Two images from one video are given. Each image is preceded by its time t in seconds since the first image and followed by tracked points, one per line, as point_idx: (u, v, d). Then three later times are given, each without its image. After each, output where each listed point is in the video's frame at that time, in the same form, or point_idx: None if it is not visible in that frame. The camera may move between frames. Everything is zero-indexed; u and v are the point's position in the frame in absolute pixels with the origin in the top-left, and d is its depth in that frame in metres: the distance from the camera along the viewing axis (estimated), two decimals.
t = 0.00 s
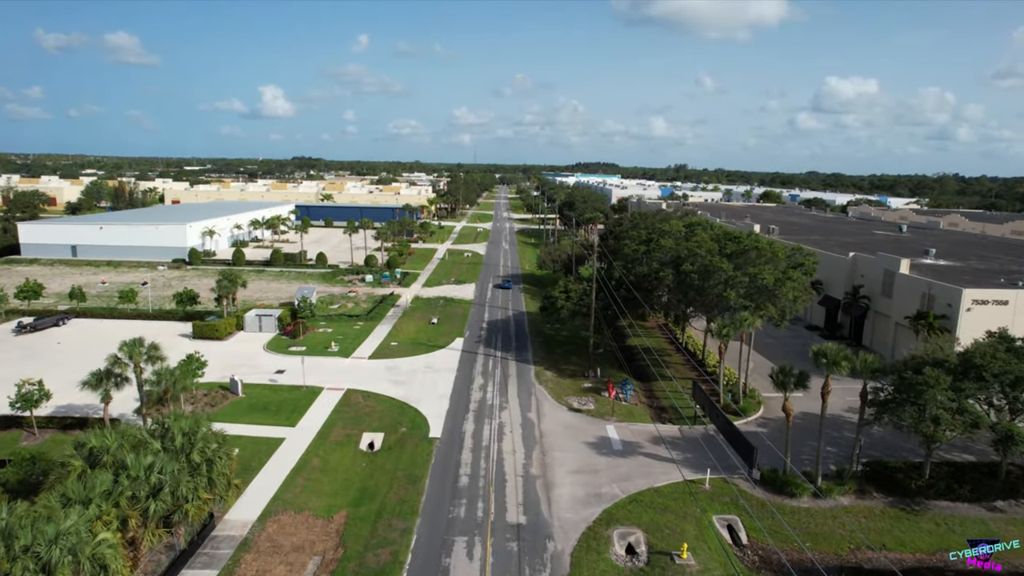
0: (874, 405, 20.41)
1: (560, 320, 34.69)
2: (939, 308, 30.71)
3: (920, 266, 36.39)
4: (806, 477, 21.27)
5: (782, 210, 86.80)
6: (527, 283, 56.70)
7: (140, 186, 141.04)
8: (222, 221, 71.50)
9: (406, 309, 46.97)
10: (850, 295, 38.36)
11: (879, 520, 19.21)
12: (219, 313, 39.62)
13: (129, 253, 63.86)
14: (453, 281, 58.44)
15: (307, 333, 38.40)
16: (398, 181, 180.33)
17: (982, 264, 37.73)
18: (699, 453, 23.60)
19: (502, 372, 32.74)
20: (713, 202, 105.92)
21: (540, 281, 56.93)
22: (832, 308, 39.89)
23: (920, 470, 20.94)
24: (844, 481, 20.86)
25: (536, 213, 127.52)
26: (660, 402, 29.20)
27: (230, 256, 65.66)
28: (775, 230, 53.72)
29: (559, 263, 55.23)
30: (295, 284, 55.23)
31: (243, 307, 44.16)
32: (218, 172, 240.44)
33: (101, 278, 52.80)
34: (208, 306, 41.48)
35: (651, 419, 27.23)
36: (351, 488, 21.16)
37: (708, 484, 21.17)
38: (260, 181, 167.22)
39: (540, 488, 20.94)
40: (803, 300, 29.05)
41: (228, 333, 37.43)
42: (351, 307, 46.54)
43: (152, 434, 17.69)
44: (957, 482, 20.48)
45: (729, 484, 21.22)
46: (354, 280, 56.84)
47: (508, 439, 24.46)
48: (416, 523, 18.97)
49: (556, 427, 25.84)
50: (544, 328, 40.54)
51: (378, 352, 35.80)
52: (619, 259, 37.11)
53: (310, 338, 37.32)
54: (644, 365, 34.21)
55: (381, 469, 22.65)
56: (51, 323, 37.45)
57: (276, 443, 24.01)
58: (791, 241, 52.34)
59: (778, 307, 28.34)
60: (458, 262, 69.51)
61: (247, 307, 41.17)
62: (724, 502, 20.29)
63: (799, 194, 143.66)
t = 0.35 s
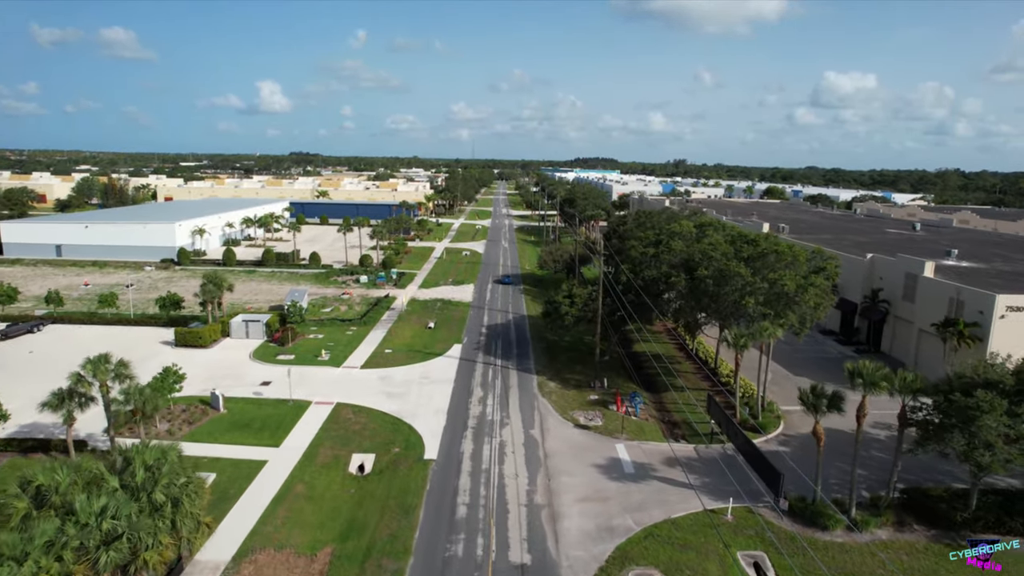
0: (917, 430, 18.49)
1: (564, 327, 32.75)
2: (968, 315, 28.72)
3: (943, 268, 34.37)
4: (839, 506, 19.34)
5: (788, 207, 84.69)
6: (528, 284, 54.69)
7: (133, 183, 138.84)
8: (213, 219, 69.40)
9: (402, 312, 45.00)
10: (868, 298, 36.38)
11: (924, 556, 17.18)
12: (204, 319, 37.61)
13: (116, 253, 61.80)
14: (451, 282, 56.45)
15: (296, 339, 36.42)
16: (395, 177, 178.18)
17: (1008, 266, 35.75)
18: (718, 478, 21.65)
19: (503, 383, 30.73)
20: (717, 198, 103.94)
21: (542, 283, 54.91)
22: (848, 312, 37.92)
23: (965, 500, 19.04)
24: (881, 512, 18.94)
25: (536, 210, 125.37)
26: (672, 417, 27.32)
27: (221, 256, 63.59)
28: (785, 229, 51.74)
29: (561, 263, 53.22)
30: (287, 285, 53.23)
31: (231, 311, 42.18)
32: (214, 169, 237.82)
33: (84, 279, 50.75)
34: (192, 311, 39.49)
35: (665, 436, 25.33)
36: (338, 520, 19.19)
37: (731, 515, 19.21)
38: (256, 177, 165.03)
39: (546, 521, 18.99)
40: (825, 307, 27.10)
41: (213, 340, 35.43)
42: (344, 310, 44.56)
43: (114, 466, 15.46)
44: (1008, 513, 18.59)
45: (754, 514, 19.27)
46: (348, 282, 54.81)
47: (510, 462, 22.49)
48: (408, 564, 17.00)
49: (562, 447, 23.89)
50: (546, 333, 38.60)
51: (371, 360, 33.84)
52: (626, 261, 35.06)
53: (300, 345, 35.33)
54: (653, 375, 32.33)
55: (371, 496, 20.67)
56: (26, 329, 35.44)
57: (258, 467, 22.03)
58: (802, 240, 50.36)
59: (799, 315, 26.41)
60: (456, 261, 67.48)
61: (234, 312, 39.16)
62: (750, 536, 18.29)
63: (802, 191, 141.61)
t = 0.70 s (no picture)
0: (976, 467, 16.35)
1: (570, 339, 30.53)
2: (1007, 327, 26.59)
3: (973, 275, 32.26)
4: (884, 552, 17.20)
5: (795, 207, 82.53)
6: (528, 289, 52.47)
7: (124, 182, 136.20)
8: (202, 220, 67.02)
9: (396, 320, 42.78)
10: (891, 307, 34.27)
11: None
12: (185, 329, 35.36)
13: (101, 256, 59.46)
14: (449, 287, 54.20)
15: (283, 351, 34.20)
16: (392, 176, 175.88)
17: None
18: (744, 513, 19.53)
19: (504, 401, 28.54)
20: (720, 198, 101.87)
21: (543, 288, 52.64)
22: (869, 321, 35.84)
23: None
24: (933, 558, 16.80)
25: (535, 210, 123.16)
26: (688, 440, 25.25)
27: (209, 259, 61.29)
28: (797, 231, 49.53)
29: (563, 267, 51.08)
30: (277, 290, 51.02)
31: (216, 319, 39.91)
32: (209, 168, 235.15)
33: (63, 285, 48.43)
34: (174, 319, 37.19)
35: (682, 463, 23.24)
36: (319, 568, 16.99)
37: (763, 561, 17.05)
38: (251, 176, 162.68)
39: (555, 569, 16.82)
40: (855, 321, 24.98)
41: (194, 352, 33.18)
42: (336, 318, 42.32)
43: (52, 518, 13.14)
44: None
45: (789, 559, 17.13)
46: (341, 286, 52.56)
47: (514, 496, 20.34)
48: None
49: (570, 477, 21.73)
50: (549, 344, 36.47)
51: (362, 374, 31.64)
52: (635, 268, 32.89)
53: (287, 358, 33.12)
54: (665, 393, 30.28)
55: (358, 536, 18.46)
56: None
57: (233, 502, 19.82)
58: (815, 242, 48.19)
59: (826, 330, 24.31)
60: (453, 264, 65.24)
61: (218, 321, 36.94)
62: None
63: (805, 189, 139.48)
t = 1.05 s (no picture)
0: None
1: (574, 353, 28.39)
2: None
3: (1003, 283, 30.27)
4: None
5: (800, 208, 80.65)
6: (528, 294, 50.42)
7: (117, 183, 134.07)
8: (191, 222, 64.91)
9: (391, 328, 40.74)
10: (914, 316, 32.29)
11: None
12: (165, 341, 33.25)
13: (85, 260, 57.36)
14: (446, 292, 52.15)
15: (269, 365, 32.14)
16: (390, 176, 173.84)
17: None
18: (773, 556, 17.52)
19: (504, 421, 26.44)
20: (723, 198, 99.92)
21: (545, 294, 50.58)
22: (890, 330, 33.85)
23: None
24: None
25: (535, 210, 121.20)
26: (705, 466, 23.28)
27: (198, 263, 59.22)
28: (809, 234, 47.50)
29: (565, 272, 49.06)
30: (267, 296, 49.01)
31: (200, 329, 37.84)
32: (205, 166, 233.08)
33: (43, 291, 46.38)
34: (154, 330, 35.09)
35: (700, 493, 21.25)
36: None
37: None
38: (246, 176, 160.63)
39: None
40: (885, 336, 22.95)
41: (174, 367, 31.06)
42: (327, 328, 40.25)
43: None
44: None
45: None
46: (334, 292, 50.51)
47: (516, 536, 18.34)
48: None
49: (577, 511, 19.71)
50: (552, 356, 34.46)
51: (353, 390, 29.61)
52: (643, 276, 30.89)
53: (273, 372, 31.08)
54: (677, 410, 28.30)
55: None
56: None
57: (203, 543, 17.76)
58: (827, 245, 46.19)
59: (856, 347, 22.29)
60: (450, 267, 63.22)
61: (201, 332, 34.88)
62: None
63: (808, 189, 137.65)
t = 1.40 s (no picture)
0: None
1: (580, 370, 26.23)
2: None
3: None
4: None
5: (808, 209, 78.37)
6: (529, 300, 48.14)
7: (109, 182, 131.79)
8: (180, 224, 62.62)
9: (384, 338, 38.54)
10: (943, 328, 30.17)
11: None
12: (141, 355, 30.82)
13: (68, 264, 55.11)
14: (443, 298, 49.90)
15: (251, 381, 29.82)
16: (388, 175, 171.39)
17: None
18: None
19: (504, 447, 24.21)
20: (728, 198, 97.82)
21: (547, 300, 48.28)
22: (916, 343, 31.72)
23: None
24: None
25: (535, 210, 118.94)
26: (726, 501, 21.09)
27: (186, 266, 56.92)
28: (824, 237, 45.20)
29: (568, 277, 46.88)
30: (256, 303, 46.77)
31: (181, 341, 35.57)
32: (201, 165, 230.50)
33: (20, 298, 44.11)
34: (130, 342, 32.86)
35: (724, 534, 19.09)
36: None
37: None
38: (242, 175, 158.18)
39: None
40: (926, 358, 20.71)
41: (149, 384, 28.64)
42: (317, 339, 38.03)
43: None
44: None
45: None
46: (326, 298, 48.27)
47: None
48: None
49: (586, 558, 17.53)
50: (555, 371, 32.25)
51: (341, 410, 27.38)
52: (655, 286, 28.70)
53: (255, 390, 28.79)
54: (691, 433, 26.16)
55: None
56: None
57: None
58: (843, 249, 43.99)
59: (895, 371, 20.05)
60: (448, 271, 60.97)
61: (181, 346, 32.58)
62: None
63: (813, 189, 135.37)
